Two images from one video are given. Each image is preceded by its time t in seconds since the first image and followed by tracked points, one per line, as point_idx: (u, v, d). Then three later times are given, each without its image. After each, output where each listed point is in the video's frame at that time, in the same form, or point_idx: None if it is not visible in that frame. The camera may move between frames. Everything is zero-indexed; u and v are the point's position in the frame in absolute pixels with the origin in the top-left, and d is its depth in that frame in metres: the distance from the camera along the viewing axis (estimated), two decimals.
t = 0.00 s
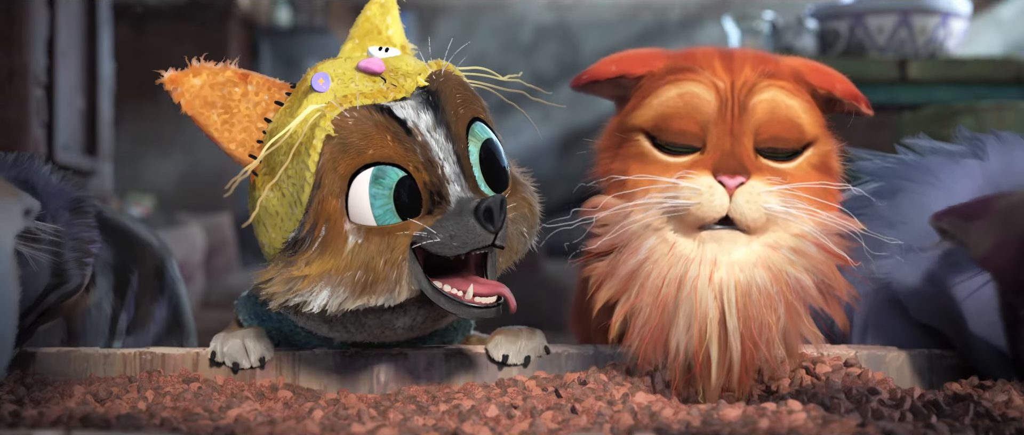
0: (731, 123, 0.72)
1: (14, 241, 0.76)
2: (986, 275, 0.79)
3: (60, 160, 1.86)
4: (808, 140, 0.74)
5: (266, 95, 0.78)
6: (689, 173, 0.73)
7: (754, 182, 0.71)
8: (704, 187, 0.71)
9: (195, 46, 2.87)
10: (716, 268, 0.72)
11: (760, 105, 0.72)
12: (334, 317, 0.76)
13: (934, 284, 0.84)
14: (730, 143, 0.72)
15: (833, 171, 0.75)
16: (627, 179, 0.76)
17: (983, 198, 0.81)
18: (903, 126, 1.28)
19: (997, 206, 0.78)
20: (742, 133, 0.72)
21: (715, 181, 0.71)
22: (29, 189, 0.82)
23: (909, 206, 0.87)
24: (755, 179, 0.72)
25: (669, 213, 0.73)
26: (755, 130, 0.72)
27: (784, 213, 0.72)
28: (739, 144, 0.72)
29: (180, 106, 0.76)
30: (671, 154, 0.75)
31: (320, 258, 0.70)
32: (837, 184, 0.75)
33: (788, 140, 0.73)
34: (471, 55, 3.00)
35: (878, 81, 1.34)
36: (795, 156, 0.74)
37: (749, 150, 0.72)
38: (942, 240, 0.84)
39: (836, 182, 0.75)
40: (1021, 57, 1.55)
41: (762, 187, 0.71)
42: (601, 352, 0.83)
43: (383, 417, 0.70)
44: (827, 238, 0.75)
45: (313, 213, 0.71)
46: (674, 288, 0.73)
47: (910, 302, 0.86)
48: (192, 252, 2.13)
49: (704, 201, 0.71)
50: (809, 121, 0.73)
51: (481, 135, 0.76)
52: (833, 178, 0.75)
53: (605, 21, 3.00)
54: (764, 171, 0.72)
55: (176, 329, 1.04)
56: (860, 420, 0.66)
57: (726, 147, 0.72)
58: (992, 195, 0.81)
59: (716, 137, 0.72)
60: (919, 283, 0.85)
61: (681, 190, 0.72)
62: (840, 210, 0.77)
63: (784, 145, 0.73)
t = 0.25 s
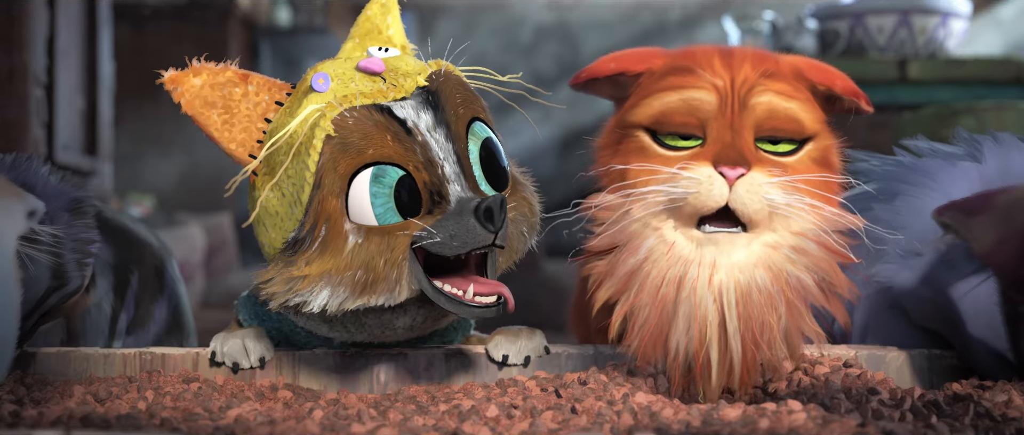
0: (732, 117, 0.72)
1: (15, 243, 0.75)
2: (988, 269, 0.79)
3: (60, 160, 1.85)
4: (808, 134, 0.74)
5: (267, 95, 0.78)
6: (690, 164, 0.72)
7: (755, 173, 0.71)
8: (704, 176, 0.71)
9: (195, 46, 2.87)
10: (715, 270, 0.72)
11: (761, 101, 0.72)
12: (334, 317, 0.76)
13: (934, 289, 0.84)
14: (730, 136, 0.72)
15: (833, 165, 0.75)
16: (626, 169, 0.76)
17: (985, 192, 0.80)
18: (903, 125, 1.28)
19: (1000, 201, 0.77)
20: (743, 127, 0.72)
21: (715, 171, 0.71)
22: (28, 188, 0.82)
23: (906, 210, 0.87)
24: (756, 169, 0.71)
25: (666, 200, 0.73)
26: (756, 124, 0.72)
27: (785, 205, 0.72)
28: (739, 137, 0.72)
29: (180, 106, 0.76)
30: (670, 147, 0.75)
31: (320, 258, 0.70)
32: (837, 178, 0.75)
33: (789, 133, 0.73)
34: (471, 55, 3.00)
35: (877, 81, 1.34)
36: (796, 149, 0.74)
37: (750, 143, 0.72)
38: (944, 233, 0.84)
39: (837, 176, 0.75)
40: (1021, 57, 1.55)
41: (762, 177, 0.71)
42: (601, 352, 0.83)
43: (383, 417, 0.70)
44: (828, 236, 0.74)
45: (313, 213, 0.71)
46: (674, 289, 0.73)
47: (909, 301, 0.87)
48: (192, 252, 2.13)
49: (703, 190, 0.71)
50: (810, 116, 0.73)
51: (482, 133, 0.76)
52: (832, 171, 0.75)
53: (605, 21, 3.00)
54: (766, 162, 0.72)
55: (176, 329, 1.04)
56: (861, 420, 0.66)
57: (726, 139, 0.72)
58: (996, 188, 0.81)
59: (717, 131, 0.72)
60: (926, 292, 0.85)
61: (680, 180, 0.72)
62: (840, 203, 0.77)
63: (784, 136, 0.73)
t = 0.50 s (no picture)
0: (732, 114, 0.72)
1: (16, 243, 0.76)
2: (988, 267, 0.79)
3: (60, 160, 1.85)
4: (808, 132, 0.74)
5: (267, 95, 0.78)
6: (691, 153, 0.72)
7: (754, 164, 0.71)
8: (704, 165, 0.71)
9: (195, 46, 2.87)
10: (715, 231, 0.72)
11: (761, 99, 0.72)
12: (334, 317, 0.76)
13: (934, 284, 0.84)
14: (731, 130, 0.72)
15: (834, 161, 0.75)
16: (627, 167, 0.76)
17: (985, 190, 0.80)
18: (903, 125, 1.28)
19: (1000, 200, 0.78)
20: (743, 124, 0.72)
21: (715, 161, 0.71)
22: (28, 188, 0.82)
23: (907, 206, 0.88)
24: (756, 161, 0.72)
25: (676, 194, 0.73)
26: (756, 121, 0.72)
27: (783, 194, 0.72)
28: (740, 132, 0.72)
29: (180, 106, 0.76)
30: (670, 142, 0.74)
31: (320, 259, 0.70)
32: (837, 174, 0.75)
33: (789, 129, 0.73)
34: (471, 55, 3.00)
35: (877, 81, 1.34)
36: (796, 144, 0.74)
37: (751, 138, 0.72)
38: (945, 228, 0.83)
39: (837, 176, 0.75)
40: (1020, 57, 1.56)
41: (761, 168, 0.71)
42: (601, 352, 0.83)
43: (383, 417, 0.70)
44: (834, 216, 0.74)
45: (313, 213, 0.71)
46: (673, 251, 0.72)
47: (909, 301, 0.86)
48: (192, 252, 2.13)
49: (703, 177, 0.71)
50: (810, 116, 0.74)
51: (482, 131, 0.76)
52: (833, 168, 0.75)
53: (605, 21, 3.01)
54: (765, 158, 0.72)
55: (176, 329, 1.04)
56: (861, 420, 0.66)
57: (726, 133, 0.72)
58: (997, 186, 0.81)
59: (717, 127, 0.72)
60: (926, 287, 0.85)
61: (682, 167, 0.72)
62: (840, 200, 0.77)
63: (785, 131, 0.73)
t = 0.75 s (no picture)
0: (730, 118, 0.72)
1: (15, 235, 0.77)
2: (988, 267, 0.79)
3: (60, 160, 1.85)
4: (808, 133, 0.74)
5: (267, 95, 0.78)
6: (689, 155, 0.72)
7: (754, 167, 0.71)
8: (701, 166, 0.71)
9: (195, 46, 2.87)
10: (710, 260, 0.72)
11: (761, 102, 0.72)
12: (333, 317, 0.76)
13: (936, 282, 0.84)
14: (730, 133, 0.72)
15: (833, 163, 0.75)
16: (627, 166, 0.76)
17: (985, 192, 0.80)
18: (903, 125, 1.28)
19: (1000, 202, 0.77)
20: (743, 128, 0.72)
21: (714, 164, 0.71)
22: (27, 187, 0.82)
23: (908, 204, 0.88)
24: (756, 165, 0.72)
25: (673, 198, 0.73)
26: (756, 122, 0.72)
27: (786, 201, 0.72)
28: (739, 134, 0.72)
29: (179, 106, 0.76)
30: (670, 144, 0.74)
31: (320, 259, 0.70)
32: (836, 177, 0.75)
33: (789, 130, 0.73)
34: (471, 55, 3.00)
35: (878, 81, 1.34)
36: (796, 146, 0.74)
37: (750, 140, 0.72)
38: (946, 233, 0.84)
39: (837, 181, 0.75)
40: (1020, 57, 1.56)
41: (762, 172, 0.71)
42: (601, 352, 0.83)
43: (383, 417, 0.70)
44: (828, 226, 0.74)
45: (312, 213, 0.71)
46: (669, 280, 0.72)
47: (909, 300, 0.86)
48: (192, 252, 2.13)
49: (698, 176, 0.71)
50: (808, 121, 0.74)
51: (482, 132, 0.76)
52: (832, 171, 0.75)
53: (605, 21, 3.01)
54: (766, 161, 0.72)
55: (176, 329, 1.04)
56: (861, 420, 0.66)
57: (726, 136, 0.72)
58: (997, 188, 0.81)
59: (717, 129, 0.72)
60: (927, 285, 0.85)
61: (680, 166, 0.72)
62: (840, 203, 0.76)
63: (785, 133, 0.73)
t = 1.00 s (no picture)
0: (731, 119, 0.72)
1: (16, 234, 0.76)
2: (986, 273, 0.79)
3: (60, 160, 1.85)
4: (808, 134, 0.74)
5: (266, 95, 0.78)
6: (689, 158, 0.72)
7: (754, 169, 0.71)
8: (702, 169, 0.71)
9: (195, 46, 2.87)
10: (715, 239, 0.72)
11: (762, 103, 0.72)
12: (333, 317, 0.76)
13: (937, 281, 0.84)
14: (730, 135, 0.72)
15: (833, 163, 0.75)
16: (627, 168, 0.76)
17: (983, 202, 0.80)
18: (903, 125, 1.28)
19: (998, 210, 0.77)
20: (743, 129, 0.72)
21: (714, 167, 0.71)
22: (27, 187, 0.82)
23: (911, 203, 0.88)
24: (756, 166, 0.72)
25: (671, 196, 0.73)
26: (756, 123, 0.72)
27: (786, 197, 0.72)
28: (739, 136, 0.72)
29: (179, 106, 0.76)
30: (670, 146, 0.74)
31: (319, 259, 0.70)
32: (837, 176, 0.75)
33: (789, 132, 0.73)
34: (471, 55, 3.00)
35: (877, 81, 1.34)
36: (796, 148, 0.74)
37: (750, 141, 0.72)
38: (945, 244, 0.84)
39: (837, 176, 0.75)
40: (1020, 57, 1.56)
41: (762, 172, 0.71)
42: (601, 352, 0.83)
43: (383, 417, 0.70)
44: (833, 220, 0.74)
45: (312, 213, 0.71)
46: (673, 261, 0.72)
47: (909, 302, 0.86)
48: (192, 252, 2.13)
49: (700, 180, 0.71)
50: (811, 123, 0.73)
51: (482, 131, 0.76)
52: (833, 170, 0.75)
53: (605, 21, 3.01)
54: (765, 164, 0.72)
55: (176, 329, 1.04)
56: (861, 420, 0.66)
57: (725, 138, 0.72)
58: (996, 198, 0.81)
59: (717, 131, 0.72)
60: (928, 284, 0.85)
61: (680, 171, 0.72)
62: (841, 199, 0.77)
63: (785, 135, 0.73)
